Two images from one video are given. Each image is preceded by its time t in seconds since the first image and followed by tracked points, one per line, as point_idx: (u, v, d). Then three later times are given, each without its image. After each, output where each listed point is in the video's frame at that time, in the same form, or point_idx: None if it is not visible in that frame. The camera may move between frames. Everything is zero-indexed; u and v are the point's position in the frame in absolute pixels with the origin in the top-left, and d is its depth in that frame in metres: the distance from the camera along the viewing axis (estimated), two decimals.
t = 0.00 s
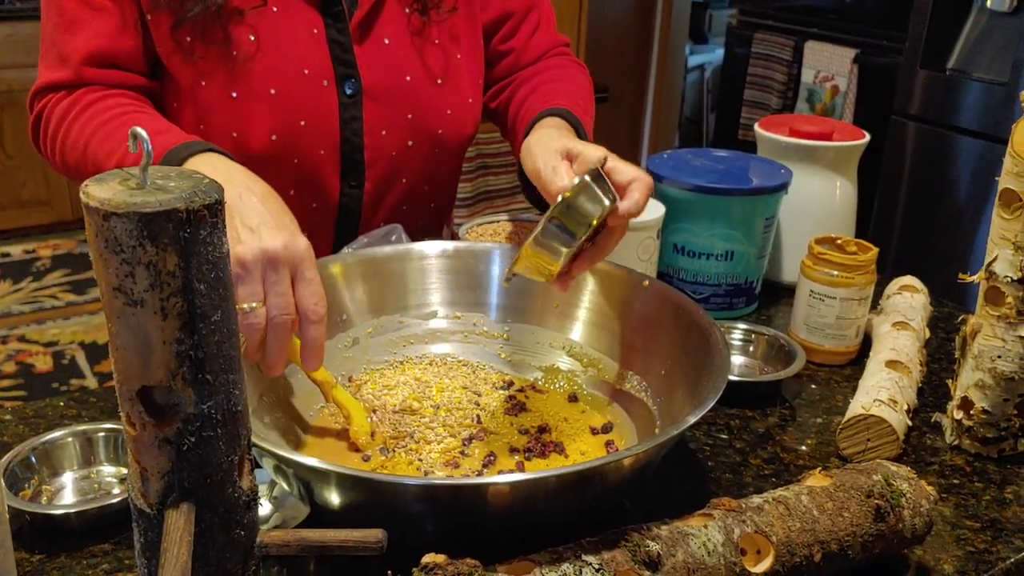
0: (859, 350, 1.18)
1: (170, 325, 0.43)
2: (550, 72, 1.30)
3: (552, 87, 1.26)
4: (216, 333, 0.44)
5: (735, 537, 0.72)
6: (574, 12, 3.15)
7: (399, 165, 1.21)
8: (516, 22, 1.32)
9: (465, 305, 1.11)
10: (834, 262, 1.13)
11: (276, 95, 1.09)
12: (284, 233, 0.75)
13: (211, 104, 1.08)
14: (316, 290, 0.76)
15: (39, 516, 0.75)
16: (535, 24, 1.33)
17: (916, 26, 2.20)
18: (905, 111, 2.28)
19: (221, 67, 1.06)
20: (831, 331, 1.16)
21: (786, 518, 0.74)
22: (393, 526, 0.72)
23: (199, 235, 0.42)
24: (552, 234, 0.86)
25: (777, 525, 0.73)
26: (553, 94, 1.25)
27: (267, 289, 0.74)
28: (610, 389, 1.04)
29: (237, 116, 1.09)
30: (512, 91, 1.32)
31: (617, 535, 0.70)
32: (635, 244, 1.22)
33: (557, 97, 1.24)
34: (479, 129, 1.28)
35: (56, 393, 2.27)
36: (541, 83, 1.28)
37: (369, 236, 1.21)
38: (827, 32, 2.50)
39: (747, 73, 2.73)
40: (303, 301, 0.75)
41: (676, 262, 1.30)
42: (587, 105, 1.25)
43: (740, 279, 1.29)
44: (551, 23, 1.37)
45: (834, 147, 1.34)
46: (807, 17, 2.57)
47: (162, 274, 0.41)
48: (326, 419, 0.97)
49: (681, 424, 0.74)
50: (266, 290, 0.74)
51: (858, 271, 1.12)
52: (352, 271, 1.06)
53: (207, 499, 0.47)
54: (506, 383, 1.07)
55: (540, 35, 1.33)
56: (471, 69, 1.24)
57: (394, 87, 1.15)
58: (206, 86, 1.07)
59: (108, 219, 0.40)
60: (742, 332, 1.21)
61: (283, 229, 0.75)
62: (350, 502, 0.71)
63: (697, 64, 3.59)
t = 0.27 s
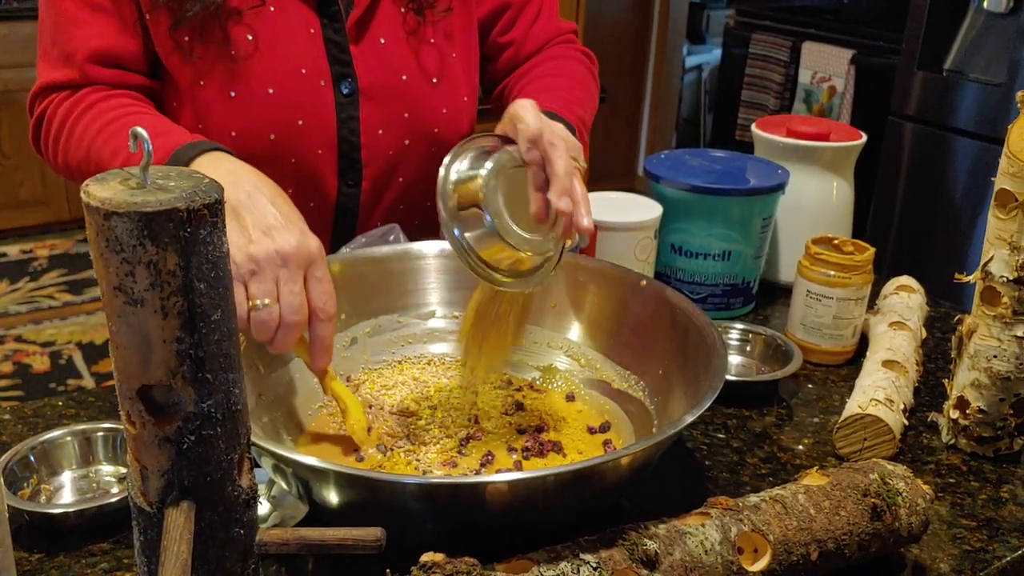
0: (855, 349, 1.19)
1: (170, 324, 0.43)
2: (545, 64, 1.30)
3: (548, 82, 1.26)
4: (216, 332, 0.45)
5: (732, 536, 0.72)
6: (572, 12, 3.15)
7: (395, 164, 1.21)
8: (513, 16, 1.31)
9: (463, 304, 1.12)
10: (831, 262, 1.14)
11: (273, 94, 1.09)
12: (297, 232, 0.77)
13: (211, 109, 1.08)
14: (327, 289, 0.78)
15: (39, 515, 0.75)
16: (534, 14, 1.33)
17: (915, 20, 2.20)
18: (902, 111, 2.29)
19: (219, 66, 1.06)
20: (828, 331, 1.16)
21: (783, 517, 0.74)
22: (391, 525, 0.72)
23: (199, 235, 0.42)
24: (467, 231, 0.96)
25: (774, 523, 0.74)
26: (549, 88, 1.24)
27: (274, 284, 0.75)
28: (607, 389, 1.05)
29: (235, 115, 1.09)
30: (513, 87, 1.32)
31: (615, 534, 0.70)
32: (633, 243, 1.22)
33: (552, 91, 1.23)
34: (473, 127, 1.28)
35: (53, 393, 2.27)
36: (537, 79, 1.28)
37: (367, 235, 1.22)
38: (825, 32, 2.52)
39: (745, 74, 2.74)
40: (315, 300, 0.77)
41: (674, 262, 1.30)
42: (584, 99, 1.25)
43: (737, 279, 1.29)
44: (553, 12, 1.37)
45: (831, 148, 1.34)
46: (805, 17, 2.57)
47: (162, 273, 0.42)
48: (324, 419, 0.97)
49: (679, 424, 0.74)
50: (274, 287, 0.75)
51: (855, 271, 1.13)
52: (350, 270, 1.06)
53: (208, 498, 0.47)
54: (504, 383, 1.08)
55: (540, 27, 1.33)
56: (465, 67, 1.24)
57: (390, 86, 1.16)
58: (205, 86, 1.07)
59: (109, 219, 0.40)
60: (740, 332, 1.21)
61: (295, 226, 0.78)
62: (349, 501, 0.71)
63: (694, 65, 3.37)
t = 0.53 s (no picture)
0: (853, 349, 1.19)
1: (170, 323, 0.43)
2: (542, 66, 1.31)
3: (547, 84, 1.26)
4: (216, 331, 0.45)
5: (730, 535, 0.72)
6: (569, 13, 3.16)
7: (389, 164, 1.21)
8: (510, 16, 1.32)
9: (461, 305, 1.12)
10: (828, 262, 1.14)
11: (264, 93, 1.09)
12: (269, 185, 0.75)
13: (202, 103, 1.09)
14: (301, 241, 0.76)
15: (38, 515, 0.75)
16: (531, 17, 1.33)
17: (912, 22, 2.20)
18: (900, 112, 2.30)
19: (211, 66, 1.06)
20: (826, 331, 1.16)
21: (780, 516, 0.75)
22: (390, 524, 0.72)
23: (200, 235, 0.42)
24: (495, 213, 0.92)
25: (771, 523, 0.74)
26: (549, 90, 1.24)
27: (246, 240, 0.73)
28: (605, 388, 1.05)
29: (229, 114, 1.09)
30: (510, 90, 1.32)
31: (613, 533, 0.70)
32: (633, 243, 1.23)
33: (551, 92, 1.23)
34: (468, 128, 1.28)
35: (51, 393, 2.27)
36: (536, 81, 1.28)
37: (366, 235, 1.22)
38: (823, 33, 2.51)
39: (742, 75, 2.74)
40: (289, 252, 0.75)
41: (671, 263, 1.31)
42: (584, 101, 1.25)
43: (735, 279, 1.30)
44: (549, 13, 1.37)
45: (828, 148, 1.34)
46: (801, 18, 2.57)
47: (163, 273, 0.42)
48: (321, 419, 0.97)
49: (677, 423, 0.75)
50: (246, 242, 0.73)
51: (852, 272, 1.13)
52: (348, 270, 1.07)
53: (208, 497, 0.48)
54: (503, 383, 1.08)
55: (536, 28, 1.33)
56: (458, 67, 1.24)
57: (383, 86, 1.15)
58: (196, 84, 1.08)
59: (110, 218, 0.40)
60: (737, 332, 1.22)
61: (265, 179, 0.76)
62: (348, 501, 0.71)
63: (694, 64, 3.39)
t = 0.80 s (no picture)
0: (850, 350, 1.19)
1: (169, 322, 0.43)
2: (549, 73, 1.31)
3: (555, 89, 1.27)
4: (215, 330, 0.45)
5: (728, 534, 0.72)
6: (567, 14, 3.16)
7: (385, 164, 1.22)
8: (512, 22, 1.32)
9: (460, 305, 1.12)
10: (826, 262, 1.14)
11: (263, 91, 1.09)
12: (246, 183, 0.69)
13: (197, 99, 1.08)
14: (278, 244, 0.69)
15: (36, 515, 0.75)
16: (529, 26, 1.34)
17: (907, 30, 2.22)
18: (898, 113, 2.30)
19: (209, 63, 1.06)
20: (823, 331, 1.16)
21: (777, 516, 0.75)
22: (388, 524, 0.72)
23: (198, 234, 0.42)
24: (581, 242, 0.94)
25: (769, 523, 0.74)
26: (558, 95, 1.25)
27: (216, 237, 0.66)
28: (603, 388, 1.05)
29: (227, 112, 1.09)
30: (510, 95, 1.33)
31: (611, 533, 0.71)
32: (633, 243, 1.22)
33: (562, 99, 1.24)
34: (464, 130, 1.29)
35: (50, 393, 2.27)
36: (542, 86, 1.28)
37: (363, 236, 1.22)
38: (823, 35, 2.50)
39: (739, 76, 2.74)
40: (264, 255, 0.68)
41: (670, 263, 1.30)
42: (591, 109, 1.26)
43: (732, 279, 1.30)
44: (546, 23, 1.38)
45: (826, 148, 1.35)
46: (799, 20, 2.57)
47: (161, 272, 0.42)
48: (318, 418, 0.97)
49: (675, 423, 0.75)
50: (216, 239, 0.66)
51: (850, 272, 1.13)
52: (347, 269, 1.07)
53: (206, 496, 0.48)
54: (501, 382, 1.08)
55: (533, 37, 1.34)
56: (457, 70, 1.25)
57: (380, 86, 1.16)
58: (193, 81, 1.07)
59: (109, 218, 0.41)
60: (735, 332, 1.22)
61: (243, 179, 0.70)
62: (346, 500, 0.71)
63: (691, 67, 3.51)
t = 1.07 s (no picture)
0: (849, 349, 1.20)
1: (169, 318, 0.43)
2: (551, 79, 1.31)
3: (558, 93, 1.27)
4: (215, 327, 0.45)
5: (726, 532, 0.72)
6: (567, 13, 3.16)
7: (392, 164, 1.22)
8: (520, 27, 1.32)
9: (459, 304, 1.12)
10: (824, 261, 1.14)
11: (273, 90, 1.09)
12: (250, 221, 0.68)
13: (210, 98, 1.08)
14: (282, 281, 0.69)
15: (35, 512, 0.75)
16: (535, 31, 1.34)
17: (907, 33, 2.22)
18: (896, 114, 2.30)
19: (220, 61, 1.06)
20: (822, 330, 1.17)
21: (776, 514, 0.75)
22: (387, 521, 0.72)
23: (199, 231, 0.42)
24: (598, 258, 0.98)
25: (767, 521, 0.74)
26: (562, 100, 1.26)
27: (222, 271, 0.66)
28: (602, 387, 1.05)
29: (236, 109, 1.09)
30: (514, 97, 1.33)
31: (610, 530, 0.71)
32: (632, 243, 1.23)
33: (566, 104, 1.25)
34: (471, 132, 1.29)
35: (48, 393, 2.27)
36: (543, 92, 1.29)
37: (363, 234, 1.22)
38: (823, 36, 2.49)
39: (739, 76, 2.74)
40: (268, 292, 0.68)
41: (669, 262, 1.30)
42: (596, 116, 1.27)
43: (731, 279, 1.30)
44: (551, 28, 1.38)
45: (825, 148, 1.35)
46: (798, 20, 2.58)
47: (162, 268, 0.42)
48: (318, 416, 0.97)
49: (674, 421, 0.75)
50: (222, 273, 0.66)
51: (848, 271, 1.13)
52: (347, 269, 1.07)
53: (207, 492, 0.48)
54: (500, 381, 1.08)
55: (539, 42, 1.34)
56: (462, 73, 1.26)
57: (390, 86, 1.16)
58: (202, 77, 1.07)
59: (110, 214, 0.41)
60: (734, 331, 1.22)
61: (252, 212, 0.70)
62: (346, 497, 0.71)
63: (689, 67, 3.51)
